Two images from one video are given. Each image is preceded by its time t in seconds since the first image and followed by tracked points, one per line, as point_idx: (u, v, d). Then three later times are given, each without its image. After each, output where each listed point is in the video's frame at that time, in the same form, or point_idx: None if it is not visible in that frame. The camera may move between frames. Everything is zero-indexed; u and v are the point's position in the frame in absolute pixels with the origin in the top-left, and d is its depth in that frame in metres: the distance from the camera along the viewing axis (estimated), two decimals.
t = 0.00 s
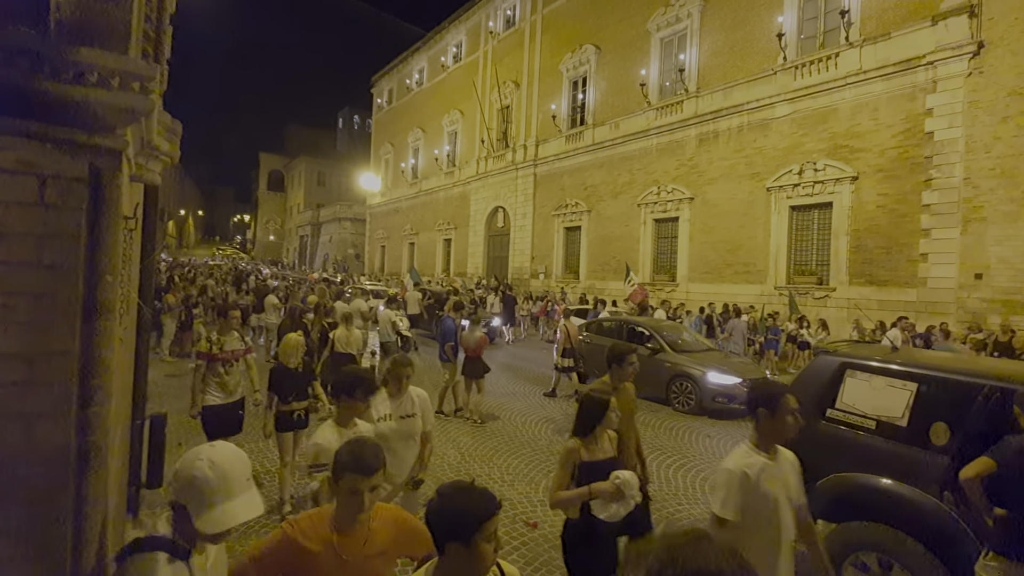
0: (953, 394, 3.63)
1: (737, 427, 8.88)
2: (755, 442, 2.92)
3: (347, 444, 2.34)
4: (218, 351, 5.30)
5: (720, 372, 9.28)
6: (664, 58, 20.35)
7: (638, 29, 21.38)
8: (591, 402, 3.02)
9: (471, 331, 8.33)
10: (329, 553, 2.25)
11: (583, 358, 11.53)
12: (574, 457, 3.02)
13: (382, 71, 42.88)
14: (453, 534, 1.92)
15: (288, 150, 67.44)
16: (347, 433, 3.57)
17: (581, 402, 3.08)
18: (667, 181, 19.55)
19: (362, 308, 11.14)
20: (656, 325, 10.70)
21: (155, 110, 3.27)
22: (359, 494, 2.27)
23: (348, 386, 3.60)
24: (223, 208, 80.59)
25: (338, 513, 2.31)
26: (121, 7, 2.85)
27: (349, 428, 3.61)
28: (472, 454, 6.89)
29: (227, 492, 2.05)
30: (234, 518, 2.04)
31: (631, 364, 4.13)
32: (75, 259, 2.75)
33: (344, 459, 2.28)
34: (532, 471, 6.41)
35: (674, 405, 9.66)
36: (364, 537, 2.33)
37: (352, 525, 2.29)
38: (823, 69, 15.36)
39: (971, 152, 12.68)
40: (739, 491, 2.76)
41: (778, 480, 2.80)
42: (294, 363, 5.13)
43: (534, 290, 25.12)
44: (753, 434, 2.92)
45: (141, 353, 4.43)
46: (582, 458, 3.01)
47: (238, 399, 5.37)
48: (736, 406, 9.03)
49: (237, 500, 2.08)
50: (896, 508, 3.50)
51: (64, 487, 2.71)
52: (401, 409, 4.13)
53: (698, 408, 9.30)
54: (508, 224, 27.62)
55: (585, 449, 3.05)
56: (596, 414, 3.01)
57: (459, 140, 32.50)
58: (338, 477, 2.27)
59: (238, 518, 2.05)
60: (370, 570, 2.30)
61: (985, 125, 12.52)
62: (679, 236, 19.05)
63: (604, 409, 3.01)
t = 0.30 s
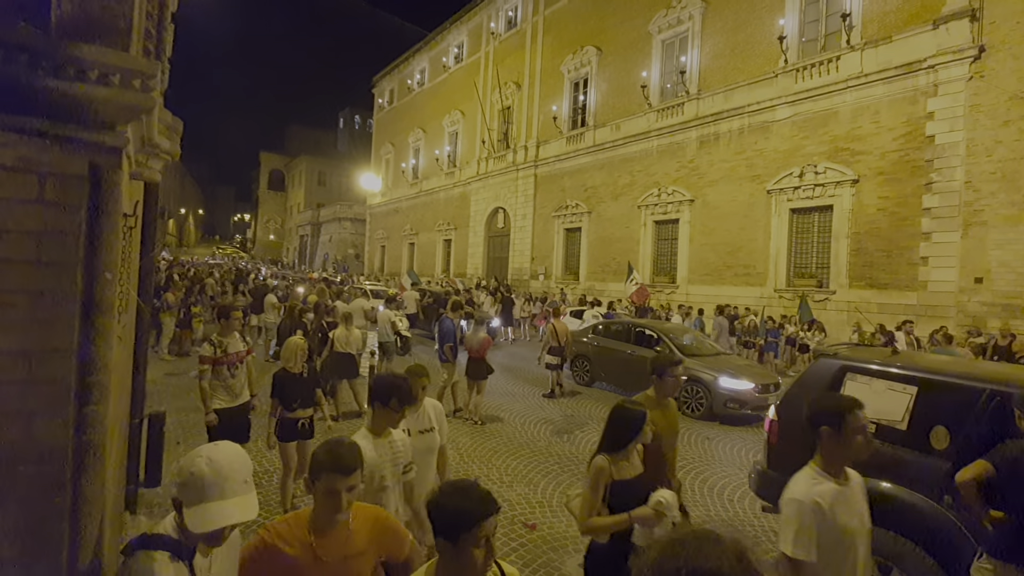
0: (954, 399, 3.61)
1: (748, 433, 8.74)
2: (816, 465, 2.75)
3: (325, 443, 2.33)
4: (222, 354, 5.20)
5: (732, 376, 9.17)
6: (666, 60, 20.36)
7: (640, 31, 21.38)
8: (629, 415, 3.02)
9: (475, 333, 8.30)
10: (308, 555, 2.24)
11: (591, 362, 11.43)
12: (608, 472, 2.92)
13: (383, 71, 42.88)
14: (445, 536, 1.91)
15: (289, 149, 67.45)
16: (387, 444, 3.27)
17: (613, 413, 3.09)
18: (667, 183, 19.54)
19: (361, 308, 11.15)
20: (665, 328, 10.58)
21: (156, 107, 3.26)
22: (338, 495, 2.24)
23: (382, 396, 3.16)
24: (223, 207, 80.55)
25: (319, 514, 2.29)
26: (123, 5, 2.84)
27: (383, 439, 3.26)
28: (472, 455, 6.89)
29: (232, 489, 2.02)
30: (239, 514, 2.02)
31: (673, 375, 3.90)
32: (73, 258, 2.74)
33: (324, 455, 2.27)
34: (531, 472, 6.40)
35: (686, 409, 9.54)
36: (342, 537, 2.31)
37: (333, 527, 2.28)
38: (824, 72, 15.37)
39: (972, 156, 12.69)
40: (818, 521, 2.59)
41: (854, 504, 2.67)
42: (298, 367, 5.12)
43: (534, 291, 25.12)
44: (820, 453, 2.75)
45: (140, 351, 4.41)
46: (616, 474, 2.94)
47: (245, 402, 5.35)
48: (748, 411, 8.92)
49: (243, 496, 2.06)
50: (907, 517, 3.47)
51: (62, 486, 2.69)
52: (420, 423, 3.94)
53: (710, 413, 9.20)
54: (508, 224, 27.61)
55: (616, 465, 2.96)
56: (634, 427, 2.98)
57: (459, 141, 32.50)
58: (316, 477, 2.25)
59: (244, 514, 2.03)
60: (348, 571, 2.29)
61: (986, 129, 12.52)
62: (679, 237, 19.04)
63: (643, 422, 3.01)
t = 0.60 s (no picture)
0: (954, 403, 3.61)
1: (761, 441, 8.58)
2: (908, 496, 2.37)
3: (312, 443, 2.31)
4: (228, 356, 5.13)
5: (746, 383, 9.07)
6: (667, 62, 20.37)
7: (641, 33, 21.39)
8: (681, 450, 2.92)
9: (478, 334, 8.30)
10: (299, 553, 2.25)
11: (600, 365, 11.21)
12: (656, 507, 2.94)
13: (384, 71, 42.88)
14: (443, 537, 1.91)
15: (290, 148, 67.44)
16: (423, 463, 3.06)
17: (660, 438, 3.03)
18: (668, 185, 19.55)
19: (361, 308, 11.18)
20: (676, 331, 10.39)
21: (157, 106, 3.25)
22: (328, 496, 2.24)
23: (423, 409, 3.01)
24: (224, 205, 80.53)
25: (308, 514, 2.29)
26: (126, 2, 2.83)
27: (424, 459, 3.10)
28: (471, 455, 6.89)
29: (231, 479, 2.04)
30: (238, 503, 2.02)
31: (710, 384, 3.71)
32: (74, 256, 2.73)
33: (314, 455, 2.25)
34: (531, 473, 6.39)
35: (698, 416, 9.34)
36: (333, 535, 2.32)
37: (323, 526, 2.28)
38: (825, 75, 15.38)
39: (972, 160, 12.69)
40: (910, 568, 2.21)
41: (943, 544, 2.30)
42: (306, 370, 5.10)
43: (533, 292, 25.11)
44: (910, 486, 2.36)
45: (140, 349, 4.41)
46: (667, 508, 2.93)
47: (250, 407, 5.25)
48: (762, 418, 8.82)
49: (241, 485, 2.07)
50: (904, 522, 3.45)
51: (60, 484, 2.69)
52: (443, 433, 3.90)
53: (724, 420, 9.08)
54: (508, 225, 27.59)
55: (667, 499, 2.95)
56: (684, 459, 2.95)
57: (460, 141, 32.49)
58: (304, 477, 2.24)
59: (243, 503, 2.04)
60: (340, 569, 2.30)
61: (986, 133, 12.53)
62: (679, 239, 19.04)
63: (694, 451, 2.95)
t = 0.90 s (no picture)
0: (952, 407, 3.61)
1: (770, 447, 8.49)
2: None
3: (313, 439, 2.31)
4: (237, 359, 5.09)
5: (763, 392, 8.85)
6: (668, 64, 20.40)
7: (643, 35, 21.41)
8: (735, 462, 2.56)
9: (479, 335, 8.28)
10: (296, 552, 2.25)
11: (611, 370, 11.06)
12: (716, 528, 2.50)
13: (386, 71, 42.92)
14: (437, 539, 1.91)
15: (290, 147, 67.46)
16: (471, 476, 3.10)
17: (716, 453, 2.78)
18: (668, 187, 19.57)
19: (361, 308, 11.21)
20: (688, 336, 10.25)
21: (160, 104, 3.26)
22: (327, 493, 2.24)
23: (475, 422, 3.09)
24: (224, 203, 80.52)
25: (305, 513, 2.29)
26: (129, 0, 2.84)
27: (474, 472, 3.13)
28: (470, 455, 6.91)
29: (221, 468, 2.04)
30: (228, 491, 2.03)
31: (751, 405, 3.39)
32: (76, 253, 2.73)
33: (312, 453, 2.24)
34: (529, 474, 6.40)
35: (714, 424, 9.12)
36: (329, 535, 2.31)
37: (321, 524, 2.28)
38: (826, 79, 15.41)
39: (972, 164, 12.70)
40: None
41: None
42: (321, 378, 5.08)
43: (533, 293, 25.11)
44: None
45: (139, 346, 4.40)
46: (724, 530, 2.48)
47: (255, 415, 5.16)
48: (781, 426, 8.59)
49: (232, 473, 2.07)
50: (903, 527, 3.39)
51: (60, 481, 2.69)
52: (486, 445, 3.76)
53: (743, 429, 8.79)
54: (508, 226, 27.60)
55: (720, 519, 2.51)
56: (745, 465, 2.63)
57: (461, 141, 32.50)
58: (303, 474, 2.24)
59: (234, 489, 2.05)
60: (339, 568, 2.30)
61: (986, 137, 12.55)
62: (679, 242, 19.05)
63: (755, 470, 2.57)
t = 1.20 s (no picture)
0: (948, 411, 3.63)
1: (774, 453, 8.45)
2: None
3: (313, 442, 2.32)
4: (247, 362, 5.06)
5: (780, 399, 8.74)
6: (669, 67, 20.44)
7: (644, 38, 21.46)
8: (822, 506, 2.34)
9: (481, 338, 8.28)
10: (294, 554, 2.25)
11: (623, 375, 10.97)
12: None
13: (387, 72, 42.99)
14: (428, 541, 1.92)
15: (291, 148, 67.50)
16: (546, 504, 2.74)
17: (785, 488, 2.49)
18: (669, 190, 19.59)
19: (361, 308, 11.24)
20: (703, 343, 10.21)
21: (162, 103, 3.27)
22: (326, 496, 2.25)
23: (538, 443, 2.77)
24: (224, 203, 80.49)
25: (304, 515, 2.30)
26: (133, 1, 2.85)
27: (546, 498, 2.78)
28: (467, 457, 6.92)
29: (214, 473, 2.05)
30: (225, 493, 2.04)
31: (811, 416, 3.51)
32: (78, 253, 2.74)
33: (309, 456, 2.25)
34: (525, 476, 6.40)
35: (729, 432, 9.00)
36: (328, 538, 2.31)
37: (319, 527, 2.29)
38: (826, 83, 15.45)
39: (972, 170, 12.73)
40: None
41: None
42: (331, 385, 5.02)
43: (533, 295, 25.11)
44: None
45: (139, 345, 4.40)
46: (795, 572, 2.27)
47: (266, 418, 5.15)
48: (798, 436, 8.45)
49: (227, 476, 2.09)
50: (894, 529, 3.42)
51: (59, 481, 2.69)
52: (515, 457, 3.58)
53: (757, 437, 8.67)
54: (508, 228, 27.61)
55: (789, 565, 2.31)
56: (821, 517, 2.30)
57: (462, 142, 32.53)
58: (301, 477, 2.25)
59: (232, 491, 2.06)
60: (339, 569, 2.32)
61: (986, 143, 12.58)
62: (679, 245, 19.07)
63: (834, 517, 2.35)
